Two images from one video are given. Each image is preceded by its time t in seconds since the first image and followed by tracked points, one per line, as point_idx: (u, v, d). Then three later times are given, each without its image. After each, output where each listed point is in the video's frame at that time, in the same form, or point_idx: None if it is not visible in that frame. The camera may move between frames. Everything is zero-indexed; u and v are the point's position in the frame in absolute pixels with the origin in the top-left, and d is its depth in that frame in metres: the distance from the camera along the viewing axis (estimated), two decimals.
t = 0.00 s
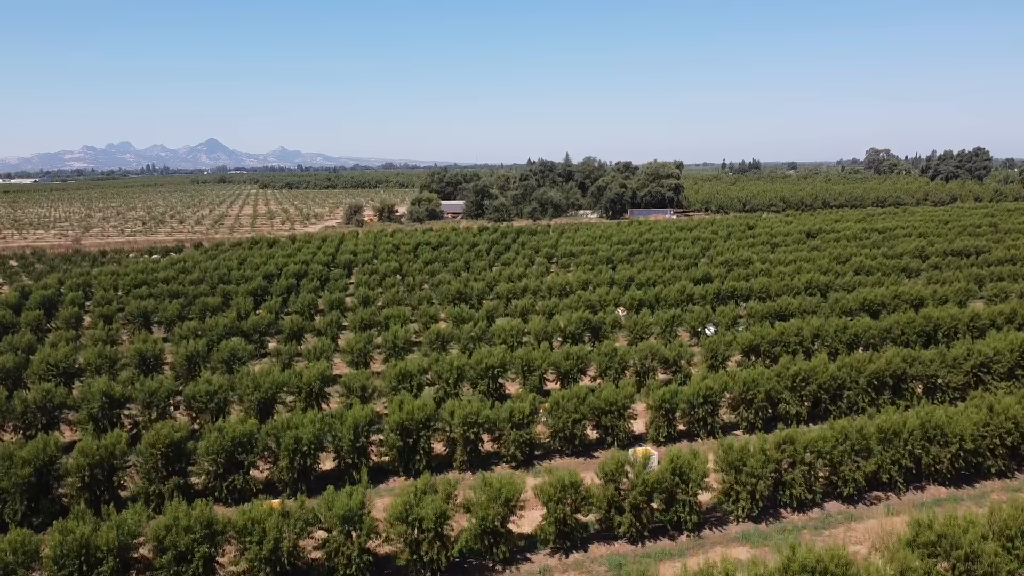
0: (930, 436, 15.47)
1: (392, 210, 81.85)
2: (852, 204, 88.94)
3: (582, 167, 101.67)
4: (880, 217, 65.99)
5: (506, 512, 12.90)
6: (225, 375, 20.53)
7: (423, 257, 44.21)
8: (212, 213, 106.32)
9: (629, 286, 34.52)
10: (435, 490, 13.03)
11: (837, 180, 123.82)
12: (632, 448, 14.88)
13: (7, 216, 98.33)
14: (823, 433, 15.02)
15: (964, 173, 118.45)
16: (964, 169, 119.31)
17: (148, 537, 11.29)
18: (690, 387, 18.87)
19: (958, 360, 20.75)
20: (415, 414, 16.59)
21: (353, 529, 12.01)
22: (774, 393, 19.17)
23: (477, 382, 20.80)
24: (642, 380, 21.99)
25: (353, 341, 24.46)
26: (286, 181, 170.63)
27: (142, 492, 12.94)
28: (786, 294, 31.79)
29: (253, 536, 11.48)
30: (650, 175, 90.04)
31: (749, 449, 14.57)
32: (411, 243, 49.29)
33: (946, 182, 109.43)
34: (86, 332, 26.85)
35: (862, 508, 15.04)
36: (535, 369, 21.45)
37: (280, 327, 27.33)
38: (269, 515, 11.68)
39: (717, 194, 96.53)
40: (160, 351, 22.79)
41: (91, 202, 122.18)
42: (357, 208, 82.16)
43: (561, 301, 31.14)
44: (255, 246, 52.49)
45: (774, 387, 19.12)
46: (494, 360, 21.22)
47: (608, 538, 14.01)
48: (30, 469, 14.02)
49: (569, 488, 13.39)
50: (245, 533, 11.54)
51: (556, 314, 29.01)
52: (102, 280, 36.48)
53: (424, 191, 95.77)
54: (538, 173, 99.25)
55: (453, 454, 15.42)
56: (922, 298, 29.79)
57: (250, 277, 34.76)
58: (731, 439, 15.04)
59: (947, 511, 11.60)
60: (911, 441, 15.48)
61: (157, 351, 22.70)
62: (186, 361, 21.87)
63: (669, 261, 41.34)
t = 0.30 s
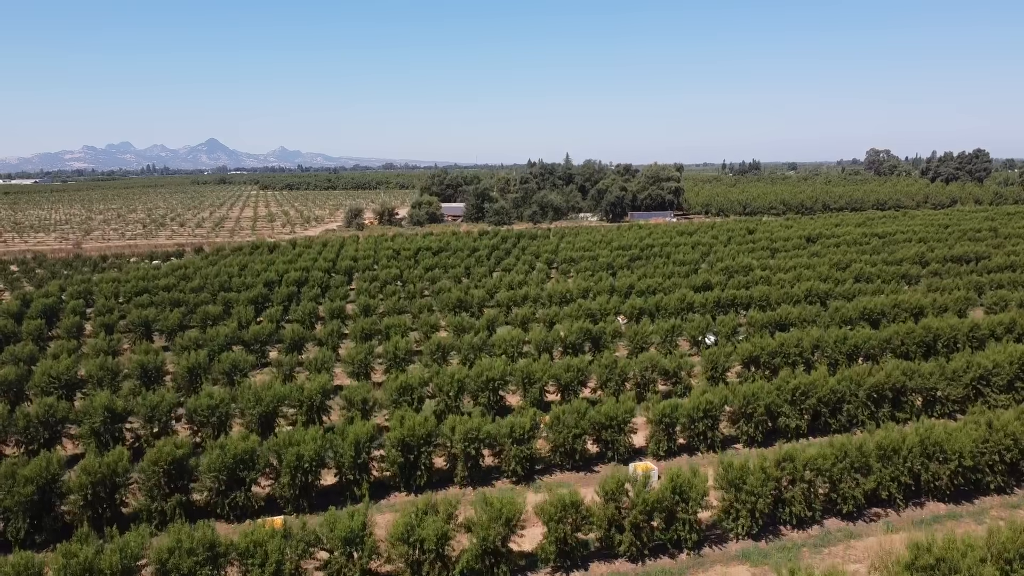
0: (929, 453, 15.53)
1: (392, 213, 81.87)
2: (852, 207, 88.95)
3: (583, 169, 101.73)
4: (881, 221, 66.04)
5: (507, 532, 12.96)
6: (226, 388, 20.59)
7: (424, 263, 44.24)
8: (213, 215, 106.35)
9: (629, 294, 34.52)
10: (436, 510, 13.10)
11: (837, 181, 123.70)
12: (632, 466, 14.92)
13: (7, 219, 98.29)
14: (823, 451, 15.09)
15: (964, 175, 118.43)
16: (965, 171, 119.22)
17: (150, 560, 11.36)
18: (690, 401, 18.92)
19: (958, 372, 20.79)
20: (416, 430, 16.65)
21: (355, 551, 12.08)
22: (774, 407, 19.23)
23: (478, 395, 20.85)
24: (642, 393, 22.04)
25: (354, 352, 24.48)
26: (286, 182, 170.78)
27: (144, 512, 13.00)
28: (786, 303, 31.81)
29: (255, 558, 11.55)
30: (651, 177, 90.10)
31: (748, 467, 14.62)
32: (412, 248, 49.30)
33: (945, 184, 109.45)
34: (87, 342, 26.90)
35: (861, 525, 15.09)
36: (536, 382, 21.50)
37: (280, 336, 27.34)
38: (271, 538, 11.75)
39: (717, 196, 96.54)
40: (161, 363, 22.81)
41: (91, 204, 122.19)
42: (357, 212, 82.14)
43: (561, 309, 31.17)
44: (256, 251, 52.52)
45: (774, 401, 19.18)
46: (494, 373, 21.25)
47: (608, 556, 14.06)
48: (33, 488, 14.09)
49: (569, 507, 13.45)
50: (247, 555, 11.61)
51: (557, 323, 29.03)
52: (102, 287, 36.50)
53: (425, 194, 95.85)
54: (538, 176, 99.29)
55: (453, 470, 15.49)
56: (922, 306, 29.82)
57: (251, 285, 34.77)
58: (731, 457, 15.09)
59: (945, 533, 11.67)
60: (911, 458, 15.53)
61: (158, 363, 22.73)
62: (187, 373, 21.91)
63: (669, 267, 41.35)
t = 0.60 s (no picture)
0: (928, 470, 15.59)
1: (392, 216, 81.83)
2: (852, 210, 88.98)
3: (583, 173, 102.00)
4: (881, 225, 66.11)
5: (507, 553, 13.00)
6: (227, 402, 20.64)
7: (424, 268, 44.26)
8: (213, 218, 106.23)
9: (629, 302, 34.54)
10: (437, 531, 13.18)
11: (837, 183, 123.66)
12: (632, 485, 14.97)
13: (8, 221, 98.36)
14: (822, 468, 15.17)
15: (964, 177, 118.60)
16: (965, 173, 119.34)
17: None
18: (689, 416, 19.00)
19: (957, 385, 20.82)
20: (417, 446, 16.73)
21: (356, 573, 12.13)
22: (774, 421, 19.31)
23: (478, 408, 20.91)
24: (642, 406, 22.09)
25: (355, 363, 24.51)
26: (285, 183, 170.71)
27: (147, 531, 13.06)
28: (787, 312, 31.90)
29: None
30: (651, 180, 90.23)
31: (748, 485, 14.67)
32: (412, 253, 49.31)
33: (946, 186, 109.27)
34: (88, 353, 26.93)
35: (861, 542, 15.13)
36: (536, 394, 21.55)
37: (281, 346, 27.34)
38: (273, 559, 11.80)
39: (718, 198, 96.56)
40: (162, 375, 22.86)
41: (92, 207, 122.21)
42: (358, 215, 82.12)
43: (561, 318, 31.16)
44: (256, 256, 52.53)
45: (773, 415, 19.24)
46: (495, 386, 21.29)
47: None
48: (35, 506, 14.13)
49: (568, 527, 13.52)
50: None
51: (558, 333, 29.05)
52: (103, 296, 36.54)
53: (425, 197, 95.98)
54: (538, 179, 99.37)
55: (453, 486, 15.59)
56: (922, 315, 29.84)
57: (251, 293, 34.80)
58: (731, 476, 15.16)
59: (943, 556, 11.72)
60: (910, 475, 15.57)
61: (159, 375, 22.77)
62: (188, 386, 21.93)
63: (669, 274, 41.37)
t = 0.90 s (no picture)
0: (926, 487, 15.65)
1: (392, 220, 81.84)
2: (852, 213, 89.00)
3: (583, 175, 102.04)
4: (881, 230, 66.13)
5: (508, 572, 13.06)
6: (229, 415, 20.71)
7: (424, 275, 44.29)
8: (213, 220, 106.20)
9: (630, 310, 34.60)
10: (437, 550, 13.26)
11: (837, 185, 123.62)
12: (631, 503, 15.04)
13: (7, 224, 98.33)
14: (820, 486, 15.25)
15: (965, 179, 118.54)
16: (965, 175, 119.26)
17: None
18: (688, 430, 19.08)
19: (956, 398, 20.86)
20: (418, 462, 16.79)
21: None
22: (773, 435, 19.38)
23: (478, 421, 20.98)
24: (642, 417, 22.16)
25: (356, 374, 24.57)
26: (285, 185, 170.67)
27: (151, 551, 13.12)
28: (787, 321, 31.96)
29: None
30: (651, 183, 90.30)
31: (747, 504, 14.76)
32: (412, 259, 49.35)
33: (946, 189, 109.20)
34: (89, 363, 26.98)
35: (859, 559, 15.19)
36: (536, 407, 21.61)
37: (282, 355, 27.36)
38: None
39: (718, 201, 96.56)
40: (163, 386, 22.89)
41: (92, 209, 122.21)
42: (358, 219, 82.15)
43: (561, 327, 31.21)
44: (257, 261, 52.58)
45: (773, 428, 19.30)
46: (495, 399, 21.35)
47: None
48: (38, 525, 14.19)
49: (568, 546, 13.58)
50: None
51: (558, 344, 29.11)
52: (104, 303, 36.58)
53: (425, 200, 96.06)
54: (539, 182, 99.43)
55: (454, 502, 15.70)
56: (922, 324, 29.89)
57: (252, 302, 34.85)
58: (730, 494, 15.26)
59: None
60: (909, 492, 15.63)
61: (160, 386, 22.80)
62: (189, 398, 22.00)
63: (670, 281, 41.42)
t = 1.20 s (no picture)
0: (925, 504, 15.71)
1: (393, 223, 81.81)
2: (852, 216, 88.97)
3: (583, 178, 102.09)
4: (882, 234, 66.12)
5: None
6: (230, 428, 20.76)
7: (424, 280, 44.30)
8: (214, 223, 106.24)
9: (629, 318, 34.63)
10: (438, 570, 13.32)
11: (837, 187, 123.61)
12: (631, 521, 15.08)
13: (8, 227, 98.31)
14: (819, 503, 15.33)
15: (965, 180, 118.43)
16: (966, 177, 119.17)
17: None
18: (688, 444, 19.14)
19: (956, 410, 20.89)
20: (418, 478, 16.83)
21: None
22: (773, 449, 19.44)
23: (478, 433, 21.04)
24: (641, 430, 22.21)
25: (356, 385, 24.61)
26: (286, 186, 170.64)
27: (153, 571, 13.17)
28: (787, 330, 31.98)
29: None
30: (652, 186, 90.30)
31: (746, 522, 14.81)
32: (413, 264, 49.36)
33: (947, 191, 108.82)
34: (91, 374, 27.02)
35: None
36: (536, 419, 21.67)
37: (283, 365, 27.38)
38: None
39: (718, 204, 96.55)
40: (165, 398, 22.91)
41: (93, 211, 122.26)
42: (358, 222, 82.18)
43: (561, 336, 31.25)
44: (257, 267, 52.59)
45: (773, 442, 19.36)
46: (496, 411, 21.40)
47: None
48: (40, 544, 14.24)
49: (568, 565, 13.62)
50: None
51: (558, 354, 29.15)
52: (105, 311, 36.60)
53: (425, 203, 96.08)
54: (539, 185, 99.43)
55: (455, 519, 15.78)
56: (922, 333, 29.90)
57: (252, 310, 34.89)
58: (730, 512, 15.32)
59: None
60: (908, 509, 15.68)
61: (161, 398, 22.82)
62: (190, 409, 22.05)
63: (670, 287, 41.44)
